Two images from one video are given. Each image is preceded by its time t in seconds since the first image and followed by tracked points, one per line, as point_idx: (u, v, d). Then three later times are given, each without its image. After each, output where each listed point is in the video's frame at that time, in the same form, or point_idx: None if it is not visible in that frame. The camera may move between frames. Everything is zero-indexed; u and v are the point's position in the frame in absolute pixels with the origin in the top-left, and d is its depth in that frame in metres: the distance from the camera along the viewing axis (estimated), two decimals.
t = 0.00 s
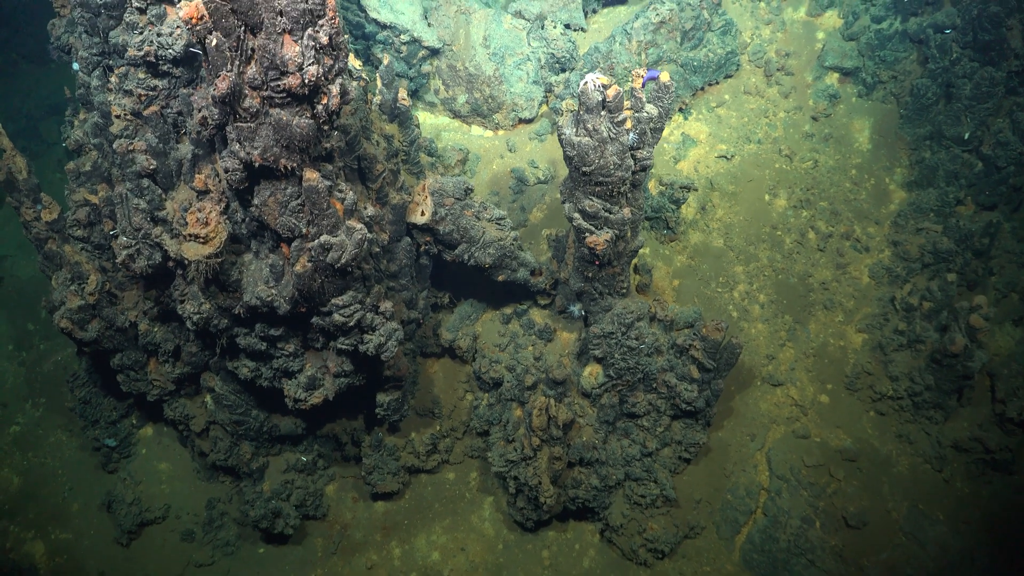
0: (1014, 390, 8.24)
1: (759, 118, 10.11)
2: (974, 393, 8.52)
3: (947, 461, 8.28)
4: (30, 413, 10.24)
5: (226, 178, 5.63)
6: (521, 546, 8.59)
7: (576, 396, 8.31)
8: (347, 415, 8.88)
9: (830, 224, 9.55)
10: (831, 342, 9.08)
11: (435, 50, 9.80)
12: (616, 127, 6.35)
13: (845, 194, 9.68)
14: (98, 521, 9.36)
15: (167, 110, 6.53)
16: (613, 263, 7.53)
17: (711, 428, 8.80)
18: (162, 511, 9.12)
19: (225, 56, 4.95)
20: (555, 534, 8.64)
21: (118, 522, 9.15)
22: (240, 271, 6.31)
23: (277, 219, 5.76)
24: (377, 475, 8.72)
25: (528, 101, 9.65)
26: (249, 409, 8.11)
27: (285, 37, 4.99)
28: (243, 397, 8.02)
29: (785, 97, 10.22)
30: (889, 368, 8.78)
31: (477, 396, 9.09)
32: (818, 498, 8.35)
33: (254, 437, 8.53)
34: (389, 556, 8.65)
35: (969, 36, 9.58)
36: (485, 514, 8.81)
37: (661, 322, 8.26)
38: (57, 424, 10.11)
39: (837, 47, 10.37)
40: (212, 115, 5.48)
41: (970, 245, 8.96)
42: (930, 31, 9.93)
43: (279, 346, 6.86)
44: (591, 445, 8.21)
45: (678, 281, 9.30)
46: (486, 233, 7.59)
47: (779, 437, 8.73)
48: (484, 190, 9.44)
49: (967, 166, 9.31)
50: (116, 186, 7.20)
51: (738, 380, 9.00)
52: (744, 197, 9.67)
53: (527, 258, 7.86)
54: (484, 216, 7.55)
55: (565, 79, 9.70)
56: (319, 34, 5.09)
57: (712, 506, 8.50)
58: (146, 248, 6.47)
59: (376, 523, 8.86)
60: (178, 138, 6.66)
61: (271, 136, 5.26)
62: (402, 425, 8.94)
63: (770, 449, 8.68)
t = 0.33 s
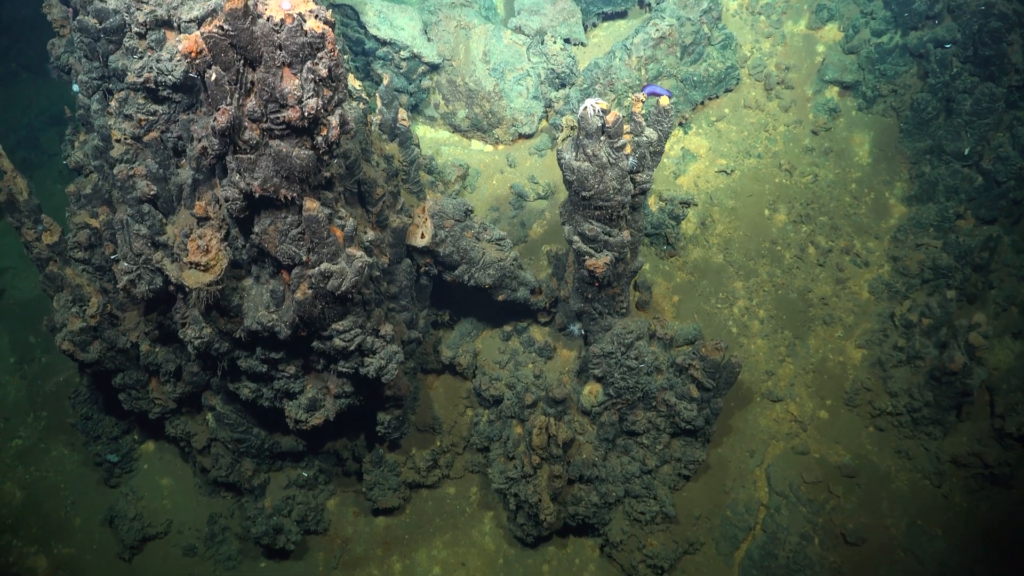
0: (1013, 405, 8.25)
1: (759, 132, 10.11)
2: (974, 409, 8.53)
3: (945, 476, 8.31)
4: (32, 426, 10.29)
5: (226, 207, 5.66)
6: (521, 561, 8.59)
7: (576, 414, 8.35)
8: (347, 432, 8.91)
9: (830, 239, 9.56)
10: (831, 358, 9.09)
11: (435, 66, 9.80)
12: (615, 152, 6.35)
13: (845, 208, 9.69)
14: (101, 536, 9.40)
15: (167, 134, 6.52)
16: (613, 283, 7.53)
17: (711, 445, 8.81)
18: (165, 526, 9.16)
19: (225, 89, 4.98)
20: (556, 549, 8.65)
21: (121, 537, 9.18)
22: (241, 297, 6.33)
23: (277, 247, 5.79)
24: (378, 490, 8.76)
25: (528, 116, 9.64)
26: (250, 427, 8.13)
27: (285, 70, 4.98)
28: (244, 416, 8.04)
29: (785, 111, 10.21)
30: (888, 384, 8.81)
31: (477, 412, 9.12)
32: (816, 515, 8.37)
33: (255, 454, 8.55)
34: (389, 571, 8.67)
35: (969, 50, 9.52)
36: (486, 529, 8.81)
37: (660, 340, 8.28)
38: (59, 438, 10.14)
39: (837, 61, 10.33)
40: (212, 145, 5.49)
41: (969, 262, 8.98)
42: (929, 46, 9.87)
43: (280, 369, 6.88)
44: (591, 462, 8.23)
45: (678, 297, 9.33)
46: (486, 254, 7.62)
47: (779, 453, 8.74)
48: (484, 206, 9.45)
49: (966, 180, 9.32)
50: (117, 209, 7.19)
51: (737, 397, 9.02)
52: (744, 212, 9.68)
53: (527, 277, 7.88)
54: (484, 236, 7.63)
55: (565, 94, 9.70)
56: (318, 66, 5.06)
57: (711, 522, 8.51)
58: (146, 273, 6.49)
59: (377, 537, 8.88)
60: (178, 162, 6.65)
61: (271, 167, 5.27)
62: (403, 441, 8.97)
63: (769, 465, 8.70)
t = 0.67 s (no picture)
0: (1009, 421, 8.26)
1: (758, 147, 10.12)
2: (970, 425, 8.59)
3: (942, 493, 8.34)
4: (32, 439, 10.33)
5: (226, 236, 5.69)
6: None
7: (574, 432, 8.39)
8: (347, 450, 8.94)
9: (827, 254, 9.59)
10: (828, 374, 9.12)
11: (434, 81, 9.80)
12: (614, 178, 6.36)
13: (843, 224, 9.71)
14: (102, 550, 9.44)
15: (166, 159, 6.57)
16: (611, 304, 7.54)
17: (708, 462, 8.84)
18: (165, 541, 9.20)
19: (224, 123, 4.99)
20: (554, 565, 8.63)
21: (121, 552, 9.22)
22: (241, 322, 6.36)
23: (277, 275, 5.80)
24: (377, 506, 8.80)
25: (527, 132, 9.65)
26: (250, 445, 8.15)
27: (285, 104, 5.00)
28: (244, 434, 8.07)
29: (784, 126, 10.22)
30: (885, 401, 8.84)
31: (476, 428, 9.15)
32: (813, 531, 8.39)
33: (255, 471, 8.59)
34: None
35: (967, 66, 9.54)
36: (484, 544, 8.82)
37: (658, 359, 8.33)
38: (60, 451, 10.18)
39: (836, 76, 10.31)
40: (211, 176, 5.51)
41: (967, 279, 9.00)
42: (928, 61, 9.84)
43: (280, 391, 6.91)
44: (588, 479, 8.28)
45: (676, 314, 9.36)
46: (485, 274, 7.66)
47: (776, 469, 8.77)
48: (483, 221, 9.50)
49: (965, 196, 9.34)
50: (118, 231, 7.18)
51: (735, 414, 9.06)
52: (743, 227, 9.72)
53: (526, 297, 7.91)
54: (483, 257, 7.64)
55: (564, 111, 9.77)
56: (316, 99, 5.07)
57: (708, 538, 8.53)
58: (147, 298, 6.51)
59: (377, 552, 8.93)
60: (177, 187, 6.66)
61: (271, 199, 5.28)
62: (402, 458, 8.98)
63: (766, 481, 8.73)
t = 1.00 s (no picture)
0: (1004, 438, 8.34)
1: (756, 163, 10.14)
2: (965, 441, 8.64)
3: (936, 509, 8.41)
4: (32, 451, 10.38)
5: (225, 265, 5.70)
6: None
7: (571, 450, 8.43)
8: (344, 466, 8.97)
9: (824, 271, 9.62)
10: (823, 391, 9.17)
11: (433, 97, 9.81)
12: (612, 206, 6.40)
13: (840, 239, 9.75)
14: (103, 563, 9.49)
15: (166, 183, 6.53)
16: (609, 326, 7.60)
17: (705, 479, 8.84)
18: (164, 555, 9.23)
19: (224, 158, 5.03)
20: None
21: (121, 566, 9.26)
22: (240, 347, 6.38)
23: (277, 303, 5.83)
24: (375, 521, 8.83)
25: (525, 148, 9.68)
26: (249, 462, 8.18)
27: (284, 139, 5.03)
28: (243, 453, 8.10)
29: (782, 141, 10.23)
30: (880, 418, 8.90)
31: (473, 444, 9.16)
32: (808, 548, 8.45)
33: (254, 488, 8.63)
34: None
35: (965, 84, 9.51)
36: (483, 558, 8.88)
37: (655, 377, 8.43)
38: (60, 464, 10.23)
39: (834, 92, 10.26)
40: (211, 207, 5.53)
41: (962, 299, 9.05)
42: (926, 79, 9.80)
43: (279, 413, 6.95)
44: (586, 496, 8.33)
45: (673, 331, 9.39)
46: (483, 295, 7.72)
47: (771, 486, 8.81)
48: (481, 238, 9.54)
49: (962, 214, 9.36)
50: (117, 254, 7.12)
51: (731, 431, 9.08)
52: (740, 243, 9.76)
53: (524, 317, 8.00)
54: (481, 278, 7.70)
55: (563, 127, 9.74)
56: (315, 133, 5.10)
57: (704, 554, 8.56)
58: (146, 322, 6.58)
59: (376, 567, 8.93)
60: (176, 212, 6.65)
61: (270, 230, 5.32)
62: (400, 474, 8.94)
63: (761, 498, 8.77)
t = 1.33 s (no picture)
0: (998, 456, 8.38)
1: (753, 179, 10.17)
2: (958, 459, 8.70)
3: (930, 526, 8.46)
4: (31, 462, 10.43)
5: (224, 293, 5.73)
6: None
7: (567, 468, 8.49)
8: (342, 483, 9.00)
9: (820, 288, 9.66)
10: (819, 409, 9.22)
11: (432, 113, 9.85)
12: (608, 233, 6.46)
13: (836, 256, 9.79)
14: None
15: (165, 207, 6.58)
16: (605, 348, 7.56)
17: (698, 498, 8.89)
18: (163, 568, 9.29)
19: (222, 192, 5.06)
20: None
21: None
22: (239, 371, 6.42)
23: (275, 330, 5.89)
24: (372, 536, 8.82)
25: (523, 164, 9.71)
26: (247, 480, 8.23)
27: (283, 173, 5.06)
28: (241, 470, 8.14)
29: (779, 157, 10.25)
30: (875, 436, 8.95)
31: (471, 460, 9.12)
32: (802, 565, 8.47)
33: (252, 504, 8.68)
34: None
35: (963, 102, 9.46)
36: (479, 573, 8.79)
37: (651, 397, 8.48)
38: (59, 476, 10.28)
39: (831, 108, 10.28)
40: (209, 237, 5.53)
41: (958, 318, 9.11)
42: (923, 97, 9.78)
43: (278, 434, 7.00)
44: (581, 514, 8.35)
45: (669, 348, 9.42)
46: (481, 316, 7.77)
47: (765, 503, 8.86)
48: (478, 254, 9.59)
49: (958, 232, 9.39)
50: (117, 276, 7.15)
51: (727, 448, 9.13)
52: (736, 260, 9.81)
53: (522, 336, 8.08)
54: (479, 299, 7.77)
55: (561, 144, 9.79)
56: (314, 168, 5.13)
57: (699, 571, 8.60)
58: (146, 346, 6.63)
59: None
60: (175, 236, 6.67)
61: (269, 262, 5.35)
62: (398, 490, 8.93)
63: (756, 516, 8.81)
